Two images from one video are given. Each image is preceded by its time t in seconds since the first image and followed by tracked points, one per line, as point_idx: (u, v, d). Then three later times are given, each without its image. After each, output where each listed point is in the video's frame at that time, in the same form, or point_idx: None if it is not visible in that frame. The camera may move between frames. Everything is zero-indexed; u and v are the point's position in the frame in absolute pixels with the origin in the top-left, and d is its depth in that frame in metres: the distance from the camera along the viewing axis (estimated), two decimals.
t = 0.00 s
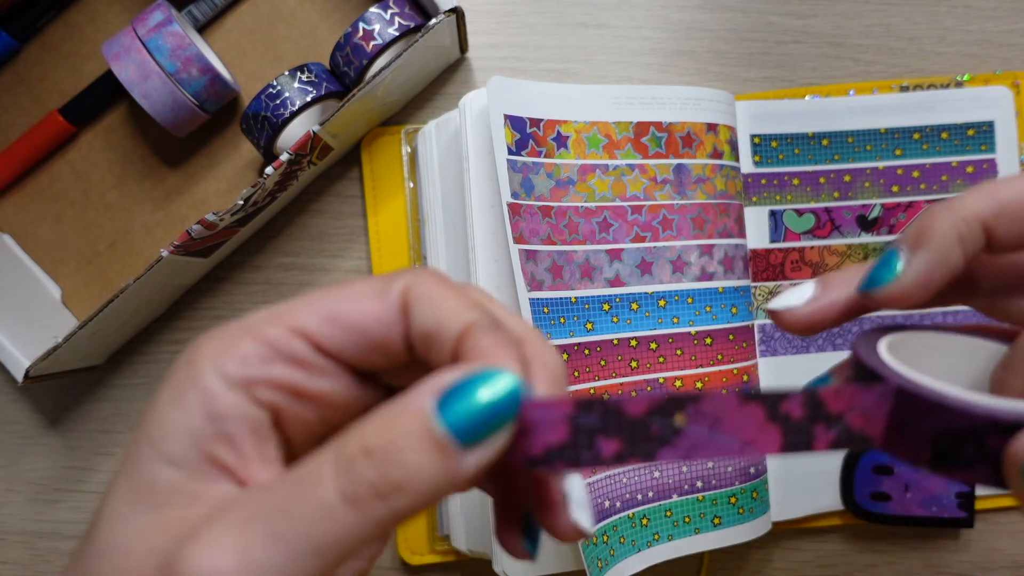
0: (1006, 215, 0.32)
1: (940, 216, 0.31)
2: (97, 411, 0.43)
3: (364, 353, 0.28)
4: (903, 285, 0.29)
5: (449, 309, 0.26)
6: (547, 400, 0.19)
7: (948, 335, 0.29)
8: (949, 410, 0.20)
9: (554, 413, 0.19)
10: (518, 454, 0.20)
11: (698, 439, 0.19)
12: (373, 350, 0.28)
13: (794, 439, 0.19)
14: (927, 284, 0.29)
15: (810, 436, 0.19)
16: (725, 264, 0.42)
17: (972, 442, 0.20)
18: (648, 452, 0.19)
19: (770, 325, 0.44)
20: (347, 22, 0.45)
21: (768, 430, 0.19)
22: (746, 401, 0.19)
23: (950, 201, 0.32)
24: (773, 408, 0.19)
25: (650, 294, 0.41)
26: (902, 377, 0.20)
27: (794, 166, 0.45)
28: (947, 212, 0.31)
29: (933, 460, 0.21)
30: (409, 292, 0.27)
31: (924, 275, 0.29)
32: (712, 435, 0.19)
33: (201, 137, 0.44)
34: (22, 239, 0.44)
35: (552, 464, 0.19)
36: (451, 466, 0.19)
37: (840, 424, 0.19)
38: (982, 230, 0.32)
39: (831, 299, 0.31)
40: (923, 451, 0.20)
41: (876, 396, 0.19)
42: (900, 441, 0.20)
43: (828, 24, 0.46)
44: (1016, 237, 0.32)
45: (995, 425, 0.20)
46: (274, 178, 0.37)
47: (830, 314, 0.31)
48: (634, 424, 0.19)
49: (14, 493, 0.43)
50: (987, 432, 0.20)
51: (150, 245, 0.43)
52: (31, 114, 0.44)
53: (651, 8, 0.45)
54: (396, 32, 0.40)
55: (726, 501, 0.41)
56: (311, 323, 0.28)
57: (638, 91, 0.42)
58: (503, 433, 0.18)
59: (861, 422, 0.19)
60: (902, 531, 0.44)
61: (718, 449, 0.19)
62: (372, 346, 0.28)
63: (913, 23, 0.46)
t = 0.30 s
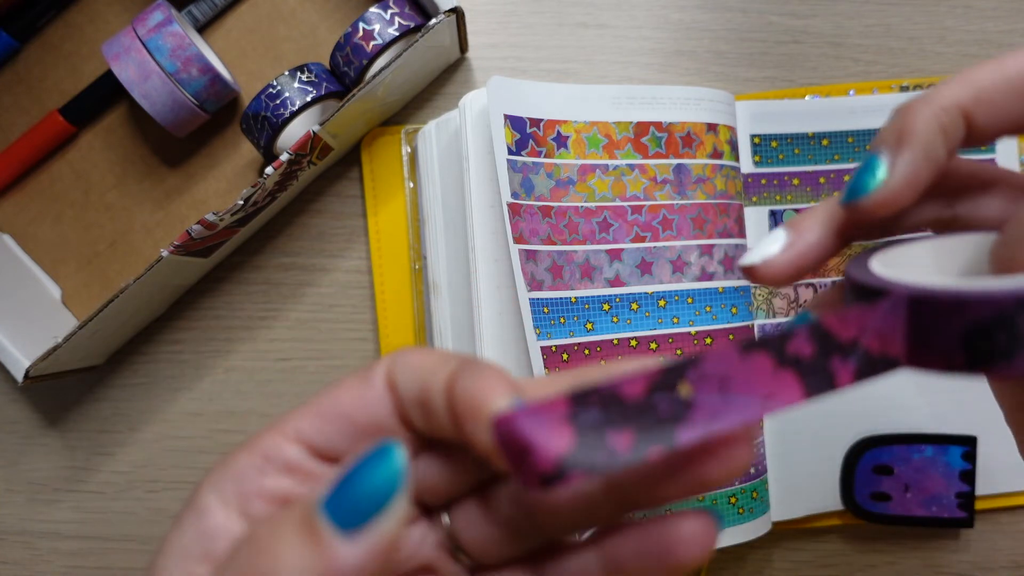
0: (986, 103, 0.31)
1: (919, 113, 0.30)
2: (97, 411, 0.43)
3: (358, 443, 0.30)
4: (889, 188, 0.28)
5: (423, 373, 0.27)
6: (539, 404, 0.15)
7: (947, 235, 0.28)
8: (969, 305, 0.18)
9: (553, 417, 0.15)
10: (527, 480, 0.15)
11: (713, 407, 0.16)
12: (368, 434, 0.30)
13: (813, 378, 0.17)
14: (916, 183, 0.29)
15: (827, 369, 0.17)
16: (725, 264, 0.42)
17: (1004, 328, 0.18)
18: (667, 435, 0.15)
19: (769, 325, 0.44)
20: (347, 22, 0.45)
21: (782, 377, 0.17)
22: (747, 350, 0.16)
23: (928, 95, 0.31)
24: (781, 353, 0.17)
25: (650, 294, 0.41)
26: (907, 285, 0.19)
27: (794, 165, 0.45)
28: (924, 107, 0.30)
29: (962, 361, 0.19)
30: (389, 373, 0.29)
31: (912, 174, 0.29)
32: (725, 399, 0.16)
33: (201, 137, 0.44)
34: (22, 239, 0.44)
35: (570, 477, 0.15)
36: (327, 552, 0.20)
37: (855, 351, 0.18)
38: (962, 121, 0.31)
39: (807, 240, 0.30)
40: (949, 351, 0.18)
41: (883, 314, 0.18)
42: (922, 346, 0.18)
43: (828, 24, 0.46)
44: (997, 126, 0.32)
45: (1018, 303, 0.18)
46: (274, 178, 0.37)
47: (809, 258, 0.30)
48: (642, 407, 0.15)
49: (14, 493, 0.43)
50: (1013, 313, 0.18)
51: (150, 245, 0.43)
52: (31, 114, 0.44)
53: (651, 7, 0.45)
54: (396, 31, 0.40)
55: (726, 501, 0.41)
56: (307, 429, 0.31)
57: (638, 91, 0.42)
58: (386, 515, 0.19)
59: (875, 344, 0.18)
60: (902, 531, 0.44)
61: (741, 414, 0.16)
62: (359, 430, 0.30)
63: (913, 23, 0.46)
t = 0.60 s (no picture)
0: (904, 70, 0.30)
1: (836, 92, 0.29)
2: (97, 411, 0.43)
3: (324, 542, 0.26)
4: (817, 175, 0.26)
5: (370, 453, 0.24)
6: (494, 465, 0.16)
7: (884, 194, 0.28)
8: (918, 268, 0.18)
9: (508, 474, 0.16)
10: (496, 544, 0.15)
11: (679, 424, 0.16)
12: (331, 528, 0.26)
13: (776, 374, 0.18)
14: (845, 162, 0.27)
15: (791, 362, 0.18)
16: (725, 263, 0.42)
17: (965, 286, 0.18)
18: (630, 461, 0.15)
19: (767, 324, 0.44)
20: (347, 22, 0.45)
21: (748, 374, 0.18)
22: (700, 365, 0.18)
23: (844, 75, 0.30)
24: (737, 356, 0.18)
25: (650, 294, 0.41)
26: (854, 257, 0.19)
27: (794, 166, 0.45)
28: (840, 86, 0.29)
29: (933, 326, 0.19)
30: (338, 454, 0.25)
31: (840, 152, 0.27)
32: (689, 413, 0.16)
33: (202, 137, 0.44)
34: (22, 239, 0.44)
35: (537, 527, 0.15)
36: None
37: (817, 337, 0.19)
38: (882, 94, 0.30)
39: (759, 262, 0.26)
40: (912, 318, 0.19)
41: (838, 291, 0.19)
42: (883, 316, 0.19)
43: (829, 23, 0.45)
44: (918, 92, 0.31)
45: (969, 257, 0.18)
46: (274, 178, 0.37)
47: (767, 275, 0.26)
48: (602, 442, 0.16)
49: (14, 492, 0.43)
50: (970, 269, 0.18)
51: (149, 245, 0.43)
52: (31, 114, 0.44)
53: (651, 8, 0.45)
54: (396, 31, 0.40)
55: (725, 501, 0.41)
56: (271, 532, 0.26)
57: (637, 91, 0.42)
58: None
59: (835, 325, 0.19)
60: (902, 531, 0.44)
61: (710, 422, 0.16)
62: (320, 527, 0.25)
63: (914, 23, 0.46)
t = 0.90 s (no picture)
0: (824, 77, 0.31)
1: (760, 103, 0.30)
2: (97, 411, 0.43)
3: (304, 528, 0.27)
4: (752, 174, 0.27)
5: (350, 443, 0.26)
6: (459, 447, 0.18)
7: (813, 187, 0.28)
8: (850, 230, 0.20)
9: (473, 456, 0.17)
10: (465, 522, 0.17)
11: (634, 399, 0.18)
12: (311, 514, 0.27)
13: (726, 347, 0.19)
14: (777, 161, 0.28)
15: (739, 334, 0.19)
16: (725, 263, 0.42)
17: (892, 242, 0.20)
18: (588, 440, 0.17)
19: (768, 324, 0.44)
20: (347, 22, 0.45)
21: (698, 352, 0.19)
22: (651, 340, 0.19)
23: (766, 88, 0.31)
24: (686, 331, 0.19)
25: (650, 294, 0.41)
26: (789, 230, 0.21)
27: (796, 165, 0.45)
28: (765, 97, 0.30)
29: (868, 284, 0.20)
30: (320, 444, 0.27)
31: (770, 153, 0.28)
32: (643, 390, 0.18)
33: (202, 137, 0.45)
34: (21, 239, 0.44)
35: (503, 505, 0.17)
36: None
37: (761, 309, 0.20)
38: (806, 100, 0.30)
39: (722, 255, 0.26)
40: (848, 278, 0.20)
41: (777, 263, 0.20)
42: (821, 282, 0.20)
43: (829, 23, 0.45)
44: (839, 98, 0.31)
45: (892, 216, 0.20)
46: (274, 178, 0.37)
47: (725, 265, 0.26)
48: (561, 421, 0.18)
49: (14, 493, 0.43)
50: (894, 226, 0.20)
51: (149, 245, 0.43)
52: (31, 114, 0.44)
53: (651, 8, 0.45)
54: (396, 31, 0.40)
55: (726, 501, 0.41)
56: (252, 516, 0.27)
57: (637, 92, 0.42)
58: None
59: (777, 296, 0.20)
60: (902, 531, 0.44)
61: (662, 397, 0.18)
62: (302, 513, 0.27)
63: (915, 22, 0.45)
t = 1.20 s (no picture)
0: (806, 82, 0.30)
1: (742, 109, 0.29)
2: (97, 411, 0.43)
3: (298, 519, 0.28)
4: (735, 181, 0.27)
5: (344, 437, 0.27)
6: (442, 453, 0.19)
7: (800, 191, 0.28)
8: (823, 239, 0.20)
9: (456, 463, 0.18)
10: (447, 527, 0.18)
11: (612, 408, 0.19)
12: (305, 505, 0.28)
13: (704, 356, 0.20)
14: (760, 167, 0.28)
15: (719, 342, 0.20)
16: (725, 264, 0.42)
17: (867, 249, 0.20)
18: (568, 448, 0.18)
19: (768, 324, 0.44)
20: (347, 22, 0.45)
21: (674, 359, 0.19)
22: (630, 349, 0.19)
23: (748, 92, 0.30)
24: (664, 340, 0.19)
25: (650, 294, 0.41)
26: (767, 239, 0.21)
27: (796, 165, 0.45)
28: (747, 102, 0.30)
29: (848, 292, 0.20)
30: (315, 437, 0.28)
31: (753, 160, 0.28)
32: (621, 397, 0.19)
33: (202, 136, 0.45)
34: (21, 239, 0.44)
35: (483, 511, 0.18)
36: None
37: (740, 316, 0.20)
38: (788, 106, 0.30)
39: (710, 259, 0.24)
40: (828, 285, 0.20)
41: (755, 272, 0.20)
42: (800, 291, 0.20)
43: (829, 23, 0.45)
44: (822, 103, 0.31)
45: (864, 224, 0.20)
46: (274, 178, 0.37)
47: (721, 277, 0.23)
48: (540, 428, 0.18)
49: (14, 492, 0.43)
50: (866, 234, 0.20)
51: (149, 245, 0.43)
52: (31, 114, 0.44)
53: (651, 8, 0.45)
54: (396, 31, 0.40)
55: (726, 501, 0.41)
56: (247, 507, 0.28)
57: (637, 92, 0.42)
58: None
59: (756, 303, 0.20)
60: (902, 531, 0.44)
61: (640, 406, 0.19)
62: (296, 505, 0.28)
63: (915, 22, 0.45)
